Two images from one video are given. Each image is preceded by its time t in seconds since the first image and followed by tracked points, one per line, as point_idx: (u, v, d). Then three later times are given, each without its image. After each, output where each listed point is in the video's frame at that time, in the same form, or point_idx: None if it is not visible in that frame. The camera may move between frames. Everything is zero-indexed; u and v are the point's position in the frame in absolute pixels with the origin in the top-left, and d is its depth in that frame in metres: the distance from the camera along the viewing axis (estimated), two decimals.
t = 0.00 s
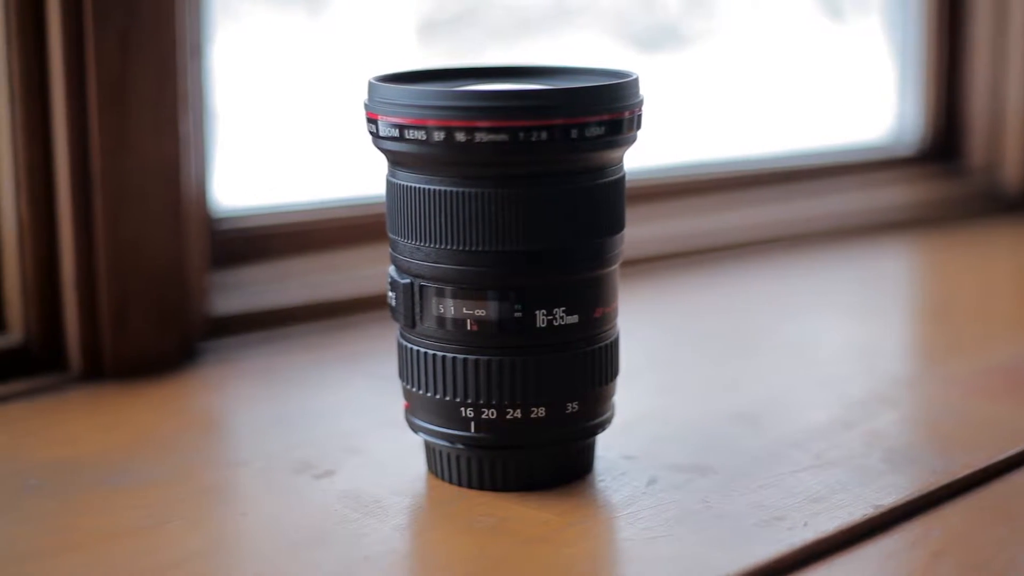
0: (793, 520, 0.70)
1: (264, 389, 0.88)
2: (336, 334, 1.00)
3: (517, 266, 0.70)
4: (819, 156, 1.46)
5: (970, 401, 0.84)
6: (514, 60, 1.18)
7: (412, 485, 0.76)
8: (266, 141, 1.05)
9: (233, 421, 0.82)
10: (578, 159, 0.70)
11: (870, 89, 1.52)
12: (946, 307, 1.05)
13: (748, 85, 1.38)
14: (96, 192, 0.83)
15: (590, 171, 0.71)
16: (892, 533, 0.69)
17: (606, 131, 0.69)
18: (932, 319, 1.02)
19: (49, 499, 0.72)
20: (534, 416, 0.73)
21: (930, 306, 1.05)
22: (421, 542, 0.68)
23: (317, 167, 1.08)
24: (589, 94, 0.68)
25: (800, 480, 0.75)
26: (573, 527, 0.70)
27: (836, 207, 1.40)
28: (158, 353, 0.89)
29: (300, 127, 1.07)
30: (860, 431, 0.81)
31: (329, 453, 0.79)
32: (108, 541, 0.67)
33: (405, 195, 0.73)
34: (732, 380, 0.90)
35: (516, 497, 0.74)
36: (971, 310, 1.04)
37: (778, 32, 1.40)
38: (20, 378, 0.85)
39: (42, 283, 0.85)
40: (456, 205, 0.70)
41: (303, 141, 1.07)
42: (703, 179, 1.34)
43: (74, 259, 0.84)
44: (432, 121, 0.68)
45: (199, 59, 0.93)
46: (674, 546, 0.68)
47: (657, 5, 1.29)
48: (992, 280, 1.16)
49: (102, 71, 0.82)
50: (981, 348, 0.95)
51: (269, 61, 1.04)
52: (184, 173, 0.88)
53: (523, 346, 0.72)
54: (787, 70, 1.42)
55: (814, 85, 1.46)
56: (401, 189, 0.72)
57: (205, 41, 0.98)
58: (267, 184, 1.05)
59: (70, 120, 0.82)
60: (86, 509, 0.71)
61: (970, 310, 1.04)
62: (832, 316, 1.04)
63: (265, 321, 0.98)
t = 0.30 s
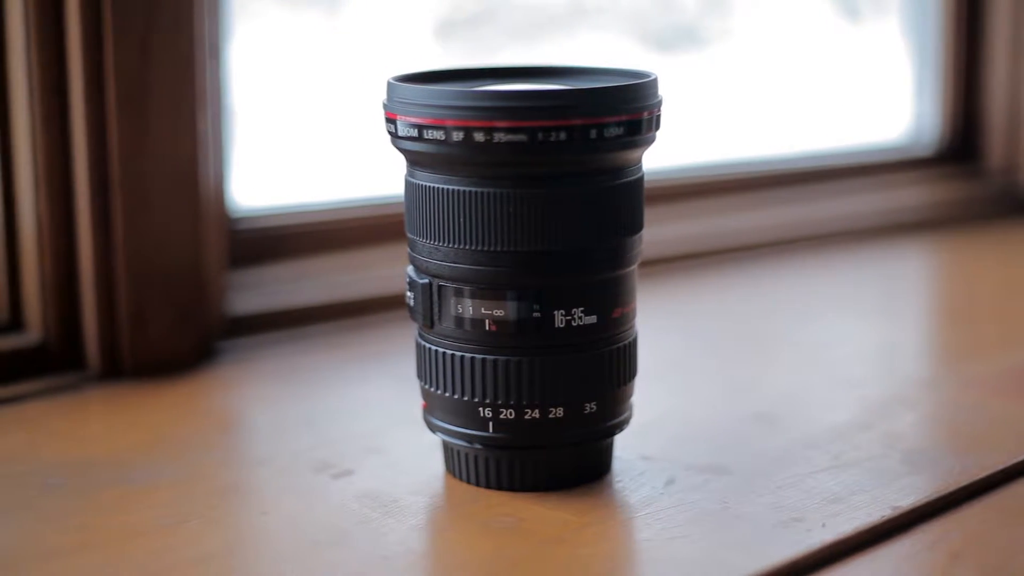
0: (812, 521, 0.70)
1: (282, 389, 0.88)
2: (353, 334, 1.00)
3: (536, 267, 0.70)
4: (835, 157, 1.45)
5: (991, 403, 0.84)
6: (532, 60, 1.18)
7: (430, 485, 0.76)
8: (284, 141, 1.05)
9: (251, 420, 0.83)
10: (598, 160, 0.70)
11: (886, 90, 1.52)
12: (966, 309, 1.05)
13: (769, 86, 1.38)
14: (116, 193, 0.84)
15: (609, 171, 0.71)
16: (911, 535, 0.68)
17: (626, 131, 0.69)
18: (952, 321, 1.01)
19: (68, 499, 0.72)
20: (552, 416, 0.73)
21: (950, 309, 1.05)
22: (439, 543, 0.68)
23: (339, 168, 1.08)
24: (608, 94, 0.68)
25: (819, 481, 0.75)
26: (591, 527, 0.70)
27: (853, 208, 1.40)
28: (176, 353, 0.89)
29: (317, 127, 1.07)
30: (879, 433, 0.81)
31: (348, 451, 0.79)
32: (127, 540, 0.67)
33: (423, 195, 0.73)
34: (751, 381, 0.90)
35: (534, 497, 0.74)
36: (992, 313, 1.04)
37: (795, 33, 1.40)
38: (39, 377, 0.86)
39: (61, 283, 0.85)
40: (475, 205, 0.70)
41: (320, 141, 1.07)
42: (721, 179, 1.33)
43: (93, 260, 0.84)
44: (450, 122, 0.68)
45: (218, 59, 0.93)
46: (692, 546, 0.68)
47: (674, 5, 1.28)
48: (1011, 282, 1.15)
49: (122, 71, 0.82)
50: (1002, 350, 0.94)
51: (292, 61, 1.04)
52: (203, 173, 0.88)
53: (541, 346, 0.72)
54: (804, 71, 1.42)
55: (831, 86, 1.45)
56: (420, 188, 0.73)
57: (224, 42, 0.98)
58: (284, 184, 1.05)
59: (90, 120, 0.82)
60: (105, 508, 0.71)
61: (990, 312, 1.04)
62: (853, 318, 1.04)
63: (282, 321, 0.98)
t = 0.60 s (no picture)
0: (832, 522, 0.70)
1: (302, 388, 0.88)
2: (372, 334, 1.00)
3: (557, 267, 0.70)
4: (854, 157, 1.45)
5: (1012, 405, 0.84)
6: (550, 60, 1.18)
7: (450, 485, 0.76)
8: (303, 141, 1.05)
9: (270, 419, 0.83)
10: (619, 160, 0.70)
11: (904, 90, 1.52)
12: (986, 311, 1.04)
13: (786, 86, 1.38)
14: (137, 192, 0.84)
15: (630, 172, 0.71)
16: (932, 537, 0.68)
17: (647, 132, 0.69)
18: (973, 323, 1.01)
19: (90, 497, 0.72)
20: (573, 416, 0.73)
21: (971, 310, 1.05)
22: (460, 542, 0.68)
23: (357, 167, 1.08)
24: (629, 94, 0.68)
25: (839, 482, 0.75)
26: (611, 527, 0.70)
27: (869, 208, 1.39)
28: (196, 352, 0.89)
29: (336, 126, 1.07)
30: (900, 434, 0.81)
31: (368, 451, 0.79)
32: (149, 538, 0.67)
33: (444, 195, 0.73)
34: (773, 383, 0.90)
35: (554, 498, 0.74)
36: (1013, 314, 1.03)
37: (812, 33, 1.40)
38: (60, 375, 0.86)
39: (81, 282, 0.86)
40: (496, 205, 0.70)
41: (339, 141, 1.07)
42: (741, 180, 1.33)
43: (115, 260, 0.84)
44: (472, 122, 0.68)
45: (238, 57, 0.93)
46: (713, 547, 0.68)
47: (693, 6, 1.28)
48: None
49: (143, 69, 0.82)
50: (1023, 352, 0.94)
51: (311, 60, 1.04)
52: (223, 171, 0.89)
53: (561, 346, 0.72)
54: (822, 71, 1.42)
55: (849, 87, 1.45)
56: (441, 188, 0.73)
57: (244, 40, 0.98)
58: (303, 184, 1.05)
59: (112, 119, 0.82)
60: (126, 507, 0.71)
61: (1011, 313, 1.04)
62: (873, 319, 1.03)
63: (301, 320, 0.98)
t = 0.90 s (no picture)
0: (851, 523, 0.70)
1: (319, 388, 0.88)
2: (390, 334, 1.00)
3: (576, 266, 0.70)
4: (870, 158, 1.45)
5: None
6: (566, 60, 1.18)
7: (468, 484, 0.76)
8: (321, 141, 1.05)
9: (288, 419, 0.83)
10: (638, 162, 0.69)
11: (921, 91, 1.51)
12: (1005, 312, 1.04)
13: (802, 87, 1.38)
14: (155, 191, 0.84)
15: (649, 173, 0.71)
16: (951, 539, 0.68)
17: (666, 133, 0.69)
18: (992, 324, 1.01)
19: (109, 496, 0.72)
20: (591, 417, 0.73)
21: (989, 311, 1.05)
22: (479, 543, 0.68)
23: (374, 167, 1.08)
24: (649, 95, 0.68)
25: (857, 483, 0.75)
26: (630, 527, 0.70)
27: (885, 209, 1.39)
28: (214, 350, 0.89)
29: (354, 126, 1.07)
30: (918, 435, 0.80)
31: (386, 450, 0.79)
32: (168, 538, 0.67)
33: (463, 195, 0.73)
34: (793, 384, 0.90)
35: (572, 498, 0.74)
36: None
37: (828, 33, 1.39)
38: (78, 374, 0.86)
39: (100, 281, 0.86)
40: (515, 206, 0.70)
41: (355, 141, 1.07)
42: (758, 181, 1.32)
43: (133, 259, 0.85)
44: (490, 122, 0.67)
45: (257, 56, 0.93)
46: (731, 547, 0.68)
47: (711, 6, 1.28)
48: None
49: (162, 68, 0.82)
50: None
51: (328, 60, 1.04)
52: (241, 171, 0.89)
53: (579, 347, 0.72)
54: (838, 72, 1.42)
55: (865, 87, 1.45)
56: (460, 188, 0.73)
57: (262, 39, 0.98)
58: (321, 184, 1.05)
59: (131, 118, 0.82)
60: (145, 506, 0.71)
61: None
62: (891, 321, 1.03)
63: (318, 320, 0.98)
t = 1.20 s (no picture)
0: (869, 524, 0.70)
1: (337, 388, 0.88)
2: (407, 333, 1.00)
3: (595, 266, 0.70)
4: (886, 159, 1.44)
5: None
6: (583, 61, 1.17)
7: (485, 485, 0.76)
8: (338, 141, 1.05)
9: (306, 418, 0.83)
10: (657, 162, 0.69)
11: (937, 92, 1.51)
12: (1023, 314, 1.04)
13: (818, 88, 1.38)
14: (174, 191, 0.84)
15: (668, 172, 0.71)
16: (970, 540, 0.68)
17: (684, 133, 0.69)
18: (1010, 326, 1.01)
19: (127, 494, 0.72)
20: (609, 417, 0.73)
21: (1007, 313, 1.04)
22: (497, 543, 0.68)
23: (390, 168, 1.08)
24: (667, 95, 0.67)
25: (875, 484, 0.74)
26: (647, 527, 0.70)
27: (900, 211, 1.39)
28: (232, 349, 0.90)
29: (371, 126, 1.07)
30: (936, 436, 0.80)
31: (404, 450, 0.79)
32: (185, 537, 0.67)
33: (482, 194, 0.72)
34: (811, 385, 0.89)
35: (590, 498, 0.74)
36: None
37: (844, 34, 1.39)
38: (96, 372, 0.86)
39: (117, 280, 0.86)
40: (535, 206, 0.70)
41: (372, 141, 1.07)
42: (774, 181, 1.32)
43: (151, 258, 0.85)
44: (509, 122, 0.67)
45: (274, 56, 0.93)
46: (750, 548, 0.67)
47: (728, 6, 1.28)
48: None
49: (180, 66, 0.82)
50: None
51: (345, 60, 1.04)
52: (259, 170, 0.89)
53: (598, 347, 0.72)
54: (854, 73, 1.41)
55: (881, 89, 1.45)
56: (479, 188, 0.73)
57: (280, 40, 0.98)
58: (338, 184, 1.05)
59: (148, 117, 0.82)
60: (163, 505, 0.71)
61: None
62: (909, 322, 1.03)
63: (335, 319, 0.98)
